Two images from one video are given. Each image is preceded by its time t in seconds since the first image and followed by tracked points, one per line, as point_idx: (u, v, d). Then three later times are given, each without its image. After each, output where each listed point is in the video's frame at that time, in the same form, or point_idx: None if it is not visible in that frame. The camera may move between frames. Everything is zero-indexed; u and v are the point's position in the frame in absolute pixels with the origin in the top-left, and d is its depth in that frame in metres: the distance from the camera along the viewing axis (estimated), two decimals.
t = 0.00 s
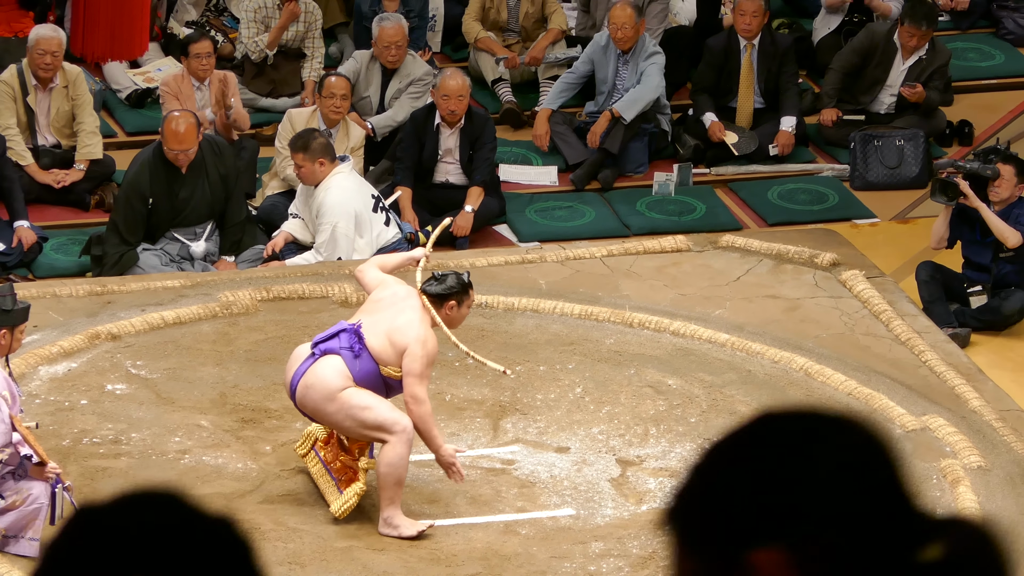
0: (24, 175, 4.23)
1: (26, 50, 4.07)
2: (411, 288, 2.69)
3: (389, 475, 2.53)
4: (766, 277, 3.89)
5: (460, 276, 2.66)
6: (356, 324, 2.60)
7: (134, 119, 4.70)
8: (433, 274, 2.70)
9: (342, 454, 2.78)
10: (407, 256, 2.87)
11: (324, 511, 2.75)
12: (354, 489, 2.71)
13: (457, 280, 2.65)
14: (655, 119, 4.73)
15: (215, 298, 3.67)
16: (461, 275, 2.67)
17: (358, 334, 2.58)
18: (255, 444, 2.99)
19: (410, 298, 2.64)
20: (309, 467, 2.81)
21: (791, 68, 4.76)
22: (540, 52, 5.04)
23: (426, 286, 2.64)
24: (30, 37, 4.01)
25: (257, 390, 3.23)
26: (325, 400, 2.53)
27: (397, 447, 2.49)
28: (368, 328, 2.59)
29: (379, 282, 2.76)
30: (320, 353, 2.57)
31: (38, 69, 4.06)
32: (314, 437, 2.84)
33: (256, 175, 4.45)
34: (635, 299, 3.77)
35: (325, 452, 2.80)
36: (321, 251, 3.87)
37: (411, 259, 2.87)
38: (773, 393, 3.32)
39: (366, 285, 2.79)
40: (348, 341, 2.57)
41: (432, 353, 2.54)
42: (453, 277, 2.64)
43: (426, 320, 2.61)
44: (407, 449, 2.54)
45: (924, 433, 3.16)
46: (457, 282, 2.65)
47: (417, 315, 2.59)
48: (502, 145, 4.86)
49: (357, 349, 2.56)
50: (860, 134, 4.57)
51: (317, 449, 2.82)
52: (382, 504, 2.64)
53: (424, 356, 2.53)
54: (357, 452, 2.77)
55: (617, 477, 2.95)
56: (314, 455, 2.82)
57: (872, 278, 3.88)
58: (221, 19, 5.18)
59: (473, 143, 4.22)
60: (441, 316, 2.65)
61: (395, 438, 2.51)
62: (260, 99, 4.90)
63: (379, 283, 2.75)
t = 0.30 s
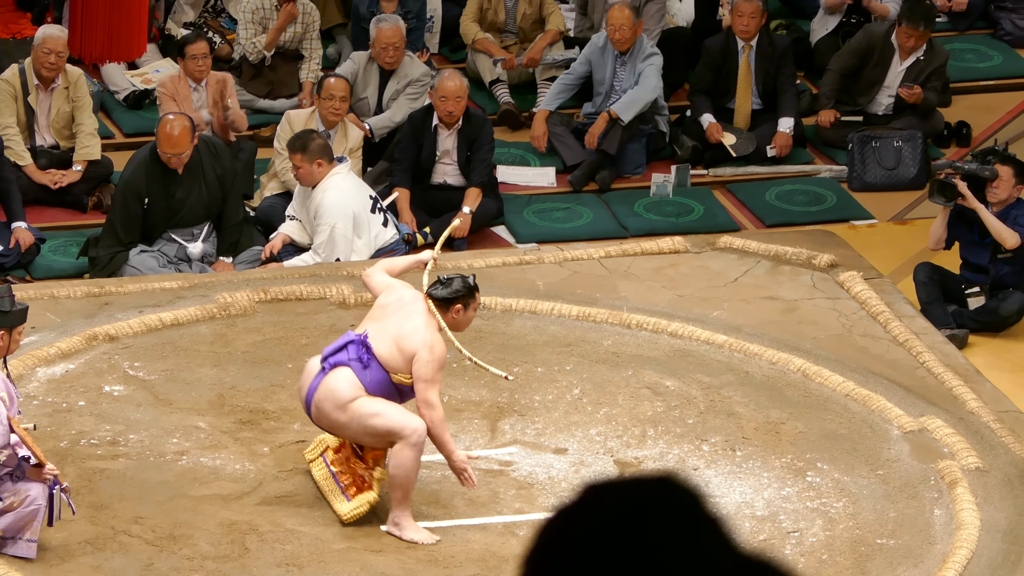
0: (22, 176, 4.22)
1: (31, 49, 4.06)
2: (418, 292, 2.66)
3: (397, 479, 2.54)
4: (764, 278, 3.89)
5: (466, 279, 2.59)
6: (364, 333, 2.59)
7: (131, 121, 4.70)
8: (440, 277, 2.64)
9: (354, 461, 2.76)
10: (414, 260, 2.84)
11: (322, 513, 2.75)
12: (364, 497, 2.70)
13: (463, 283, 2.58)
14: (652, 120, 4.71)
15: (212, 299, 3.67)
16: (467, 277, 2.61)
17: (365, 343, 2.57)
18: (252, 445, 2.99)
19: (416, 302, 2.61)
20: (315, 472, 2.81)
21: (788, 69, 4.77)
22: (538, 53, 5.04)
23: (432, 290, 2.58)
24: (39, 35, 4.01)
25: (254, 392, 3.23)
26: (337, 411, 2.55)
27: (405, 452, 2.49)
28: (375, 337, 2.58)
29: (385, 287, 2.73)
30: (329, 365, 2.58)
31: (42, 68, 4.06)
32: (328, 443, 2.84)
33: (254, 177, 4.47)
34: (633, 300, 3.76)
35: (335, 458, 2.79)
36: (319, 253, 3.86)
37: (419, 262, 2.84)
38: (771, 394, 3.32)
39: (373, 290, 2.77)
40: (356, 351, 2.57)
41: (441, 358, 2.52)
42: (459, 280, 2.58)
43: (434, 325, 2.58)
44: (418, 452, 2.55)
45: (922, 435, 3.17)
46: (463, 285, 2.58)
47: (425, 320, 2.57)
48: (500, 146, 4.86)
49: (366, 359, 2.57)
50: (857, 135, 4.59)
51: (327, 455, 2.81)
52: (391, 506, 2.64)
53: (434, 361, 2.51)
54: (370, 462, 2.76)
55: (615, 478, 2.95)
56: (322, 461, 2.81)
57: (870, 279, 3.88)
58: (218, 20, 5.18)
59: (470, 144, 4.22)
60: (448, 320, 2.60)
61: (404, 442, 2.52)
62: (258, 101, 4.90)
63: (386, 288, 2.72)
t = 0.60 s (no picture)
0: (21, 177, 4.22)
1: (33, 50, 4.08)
2: (418, 289, 2.66)
3: (400, 481, 2.53)
4: (762, 279, 3.89)
5: (468, 274, 2.63)
6: (364, 332, 2.60)
7: (130, 122, 4.70)
8: (440, 272, 2.67)
9: (360, 461, 2.77)
10: (408, 262, 2.83)
11: (320, 514, 2.75)
12: (372, 500, 2.71)
13: (465, 278, 2.62)
14: (650, 122, 4.72)
15: (211, 301, 3.67)
16: (469, 273, 2.65)
17: (366, 342, 2.58)
18: (251, 446, 2.99)
19: (417, 298, 2.61)
20: (323, 473, 2.80)
21: (787, 70, 4.76)
22: (536, 55, 5.04)
23: (433, 285, 2.61)
24: (40, 36, 4.03)
25: (252, 393, 3.23)
26: (340, 411, 2.56)
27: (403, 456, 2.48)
28: (376, 335, 2.59)
29: (385, 285, 2.74)
30: (330, 365, 2.59)
31: (44, 68, 4.08)
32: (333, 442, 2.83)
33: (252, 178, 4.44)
34: (631, 301, 3.76)
35: (341, 459, 2.79)
36: (317, 254, 3.86)
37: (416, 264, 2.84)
38: (769, 396, 3.32)
39: (372, 291, 2.77)
40: (357, 349, 2.58)
41: (441, 352, 2.52)
42: (460, 275, 2.61)
43: (434, 318, 2.58)
44: (420, 452, 2.54)
45: (919, 436, 3.17)
46: (465, 280, 2.62)
47: (424, 316, 2.57)
48: (499, 148, 4.86)
49: (367, 358, 2.57)
50: (855, 137, 4.61)
51: (333, 456, 2.81)
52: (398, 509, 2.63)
53: (434, 356, 2.50)
54: (376, 462, 2.76)
55: (613, 480, 2.95)
56: (329, 462, 2.81)
57: (868, 281, 3.88)
58: (217, 21, 5.18)
59: (469, 145, 4.21)
60: (450, 314, 2.62)
61: (405, 441, 2.51)
62: (256, 102, 4.90)
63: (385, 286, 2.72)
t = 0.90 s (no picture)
0: (19, 178, 4.23)
1: (31, 51, 4.08)
2: (425, 289, 2.67)
3: (407, 476, 2.55)
4: (760, 281, 3.89)
5: (473, 276, 2.62)
6: (370, 327, 2.59)
7: (128, 123, 4.70)
8: (446, 273, 2.67)
9: (356, 455, 2.77)
10: (421, 261, 2.85)
11: (318, 516, 2.75)
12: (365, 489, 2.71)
13: (470, 279, 2.62)
14: (649, 123, 4.73)
15: (209, 302, 3.67)
16: (474, 274, 2.64)
17: (371, 336, 2.58)
18: (249, 448, 2.99)
19: (423, 299, 2.62)
20: (319, 468, 2.81)
21: (785, 72, 4.74)
22: (534, 56, 5.05)
23: (439, 286, 2.61)
24: (40, 38, 4.02)
25: (251, 394, 3.23)
26: (341, 402, 2.54)
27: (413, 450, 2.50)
28: (381, 330, 2.59)
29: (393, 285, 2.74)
30: (334, 356, 2.58)
31: (42, 70, 4.07)
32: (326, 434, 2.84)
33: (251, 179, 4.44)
34: (629, 303, 3.76)
35: (338, 456, 2.79)
36: (316, 255, 3.86)
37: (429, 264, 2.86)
38: (767, 397, 3.33)
39: (380, 288, 2.78)
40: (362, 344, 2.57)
41: (445, 354, 2.52)
42: (465, 277, 2.61)
43: (439, 321, 2.58)
44: (424, 449, 2.55)
45: (918, 438, 3.17)
46: (469, 282, 2.61)
47: (431, 315, 2.58)
48: (497, 149, 4.86)
49: (371, 352, 2.57)
50: (854, 138, 4.61)
51: (328, 450, 2.81)
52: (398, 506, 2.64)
53: (439, 356, 2.51)
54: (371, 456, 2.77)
55: (611, 481, 2.95)
56: (325, 457, 2.82)
57: (866, 282, 3.88)
58: (215, 23, 5.17)
59: (467, 147, 4.21)
60: (455, 316, 2.62)
61: (413, 439, 2.53)
62: (254, 103, 4.90)
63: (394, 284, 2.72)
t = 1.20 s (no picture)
0: (17, 179, 4.23)
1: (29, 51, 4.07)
2: (429, 286, 2.67)
3: (419, 482, 2.54)
4: (758, 281, 3.89)
5: (478, 269, 2.61)
6: (379, 334, 2.59)
7: (126, 123, 4.70)
8: (450, 268, 2.66)
9: (374, 462, 2.78)
10: (420, 262, 2.84)
11: (317, 516, 2.74)
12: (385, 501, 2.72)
13: (475, 273, 2.61)
14: (647, 124, 4.73)
15: (207, 302, 3.67)
16: (479, 268, 2.63)
17: (381, 343, 2.57)
18: (246, 448, 2.99)
19: (429, 296, 2.62)
20: (334, 472, 2.81)
21: (783, 72, 4.75)
22: (532, 56, 5.04)
23: (444, 282, 2.60)
24: (37, 38, 4.03)
25: (248, 395, 3.23)
26: (360, 413, 2.55)
27: (424, 457, 2.48)
28: (391, 335, 2.59)
29: (396, 286, 2.73)
30: (347, 368, 2.58)
31: (39, 71, 4.07)
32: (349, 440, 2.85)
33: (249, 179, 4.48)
34: (627, 303, 3.76)
35: (355, 459, 2.80)
36: (315, 255, 3.86)
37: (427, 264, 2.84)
38: (765, 398, 3.33)
39: (383, 291, 2.76)
40: (373, 351, 2.57)
41: (456, 349, 2.52)
42: (470, 271, 2.60)
43: (448, 316, 2.59)
44: (438, 453, 2.54)
45: (916, 438, 3.17)
46: (475, 276, 2.60)
47: (438, 313, 2.58)
48: (496, 149, 4.86)
49: (383, 360, 2.57)
50: (852, 139, 4.62)
51: (347, 456, 2.82)
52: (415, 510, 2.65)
53: (451, 354, 2.51)
54: (390, 463, 2.77)
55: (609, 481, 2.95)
56: (342, 462, 2.82)
57: (864, 282, 3.88)
58: (213, 23, 5.16)
59: (466, 147, 4.21)
60: (462, 311, 2.61)
61: (423, 444, 2.51)
62: (252, 104, 4.89)
63: (398, 285, 2.71)
